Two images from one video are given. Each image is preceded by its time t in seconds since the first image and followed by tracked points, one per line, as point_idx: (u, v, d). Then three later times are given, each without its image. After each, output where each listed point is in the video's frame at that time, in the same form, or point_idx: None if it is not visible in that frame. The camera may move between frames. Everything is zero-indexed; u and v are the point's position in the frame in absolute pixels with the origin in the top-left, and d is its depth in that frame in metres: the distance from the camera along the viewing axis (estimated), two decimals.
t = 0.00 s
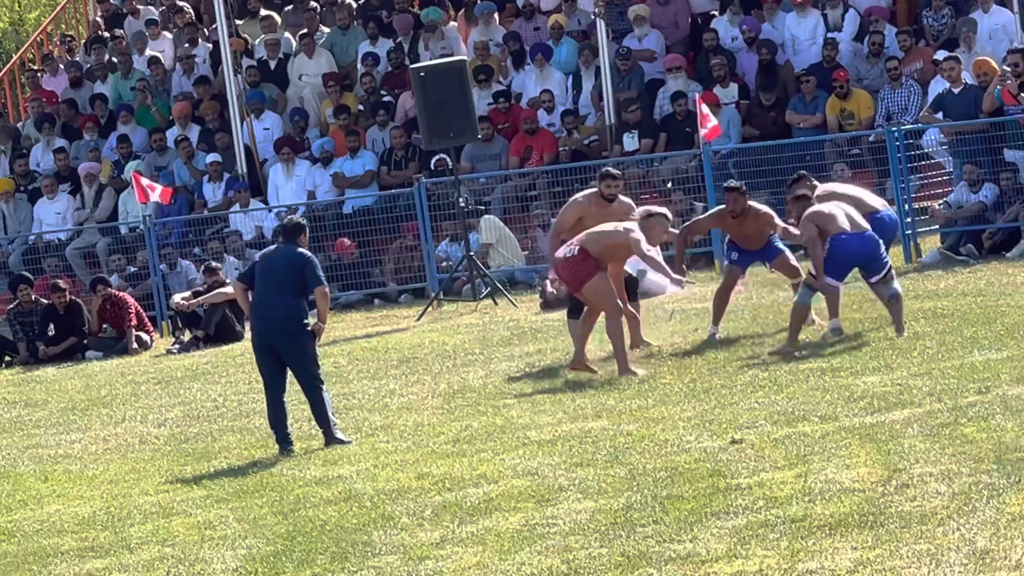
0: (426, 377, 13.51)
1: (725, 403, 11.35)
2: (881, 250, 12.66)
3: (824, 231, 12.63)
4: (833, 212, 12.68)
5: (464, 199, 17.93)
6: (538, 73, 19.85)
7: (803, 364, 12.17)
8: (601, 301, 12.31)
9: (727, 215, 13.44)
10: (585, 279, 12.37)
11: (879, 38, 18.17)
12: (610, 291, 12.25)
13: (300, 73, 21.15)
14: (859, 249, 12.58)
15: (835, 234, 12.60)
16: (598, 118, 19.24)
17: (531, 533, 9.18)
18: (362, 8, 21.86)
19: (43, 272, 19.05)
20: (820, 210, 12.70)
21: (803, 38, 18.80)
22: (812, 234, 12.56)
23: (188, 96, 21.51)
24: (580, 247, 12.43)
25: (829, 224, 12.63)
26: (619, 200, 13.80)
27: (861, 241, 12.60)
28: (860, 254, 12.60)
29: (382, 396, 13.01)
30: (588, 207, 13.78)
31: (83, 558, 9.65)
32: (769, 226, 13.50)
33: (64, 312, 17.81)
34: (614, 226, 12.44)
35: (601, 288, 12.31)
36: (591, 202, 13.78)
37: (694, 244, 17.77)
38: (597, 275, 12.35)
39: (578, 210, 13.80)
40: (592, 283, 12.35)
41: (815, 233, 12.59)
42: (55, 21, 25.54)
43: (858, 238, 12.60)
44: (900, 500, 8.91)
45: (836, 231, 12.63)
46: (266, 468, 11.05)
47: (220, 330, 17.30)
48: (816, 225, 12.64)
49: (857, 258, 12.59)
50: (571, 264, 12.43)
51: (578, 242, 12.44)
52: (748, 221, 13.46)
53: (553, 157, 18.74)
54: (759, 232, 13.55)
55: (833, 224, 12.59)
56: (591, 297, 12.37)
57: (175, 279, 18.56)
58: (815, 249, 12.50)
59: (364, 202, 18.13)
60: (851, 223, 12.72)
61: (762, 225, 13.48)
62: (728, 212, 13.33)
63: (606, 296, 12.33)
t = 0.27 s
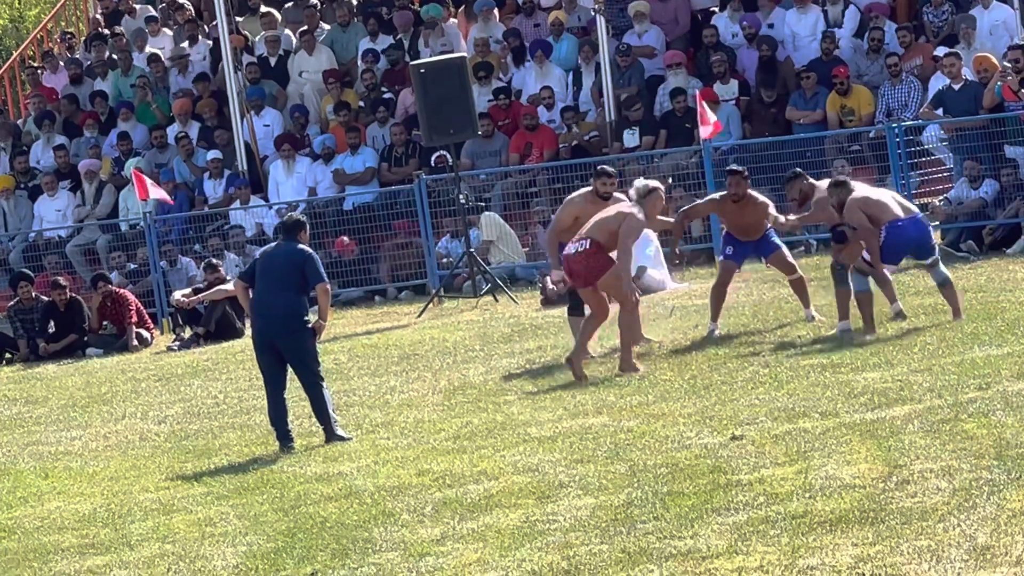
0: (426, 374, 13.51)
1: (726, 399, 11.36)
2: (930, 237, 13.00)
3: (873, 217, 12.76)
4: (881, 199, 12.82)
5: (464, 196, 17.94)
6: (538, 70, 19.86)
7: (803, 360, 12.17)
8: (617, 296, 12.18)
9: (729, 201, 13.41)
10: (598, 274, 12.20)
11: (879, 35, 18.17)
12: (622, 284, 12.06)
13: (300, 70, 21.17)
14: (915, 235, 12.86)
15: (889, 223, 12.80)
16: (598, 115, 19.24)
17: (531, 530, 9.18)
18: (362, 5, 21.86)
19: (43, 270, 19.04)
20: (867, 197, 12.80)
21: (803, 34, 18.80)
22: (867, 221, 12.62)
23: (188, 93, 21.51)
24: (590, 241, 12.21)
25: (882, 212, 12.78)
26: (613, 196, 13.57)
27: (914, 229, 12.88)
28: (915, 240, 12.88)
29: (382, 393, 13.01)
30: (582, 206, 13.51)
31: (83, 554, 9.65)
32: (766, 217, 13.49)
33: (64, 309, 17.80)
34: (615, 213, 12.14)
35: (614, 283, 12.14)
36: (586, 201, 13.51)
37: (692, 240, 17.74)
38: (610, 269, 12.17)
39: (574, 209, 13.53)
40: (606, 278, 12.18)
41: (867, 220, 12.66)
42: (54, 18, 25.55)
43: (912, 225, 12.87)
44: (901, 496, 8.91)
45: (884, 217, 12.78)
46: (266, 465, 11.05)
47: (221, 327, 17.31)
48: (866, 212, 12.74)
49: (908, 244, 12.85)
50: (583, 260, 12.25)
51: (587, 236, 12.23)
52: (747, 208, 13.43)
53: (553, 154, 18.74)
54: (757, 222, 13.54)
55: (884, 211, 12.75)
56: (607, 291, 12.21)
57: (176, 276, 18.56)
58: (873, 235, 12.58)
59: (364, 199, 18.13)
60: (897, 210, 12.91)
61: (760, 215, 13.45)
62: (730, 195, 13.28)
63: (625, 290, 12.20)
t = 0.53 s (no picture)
0: (427, 372, 13.51)
1: (726, 396, 11.36)
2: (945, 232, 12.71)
3: (887, 207, 12.53)
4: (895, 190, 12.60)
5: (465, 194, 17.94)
6: (538, 67, 19.87)
7: (804, 357, 12.16)
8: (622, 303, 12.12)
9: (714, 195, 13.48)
10: (603, 279, 12.11)
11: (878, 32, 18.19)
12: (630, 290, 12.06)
13: (301, 68, 21.20)
14: (929, 227, 12.58)
15: (903, 212, 12.55)
16: (598, 112, 19.25)
17: (532, 527, 9.18)
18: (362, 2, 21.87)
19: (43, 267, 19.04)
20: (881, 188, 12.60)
21: (803, 31, 18.82)
22: (880, 211, 12.43)
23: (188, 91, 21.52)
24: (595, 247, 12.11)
25: (896, 202, 12.55)
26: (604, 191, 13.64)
27: (929, 220, 12.61)
28: (930, 232, 12.60)
29: (383, 390, 13.01)
30: (574, 200, 13.60)
31: (84, 552, 9.65)
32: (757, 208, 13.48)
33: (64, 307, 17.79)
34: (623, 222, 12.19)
35: (623, 289, 12.11)
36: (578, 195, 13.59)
37: (692, 237, 17.72)
38: (618, 274, 12.12)
39: (567, 202, 13.63)
40: (612, 284, 12.12)
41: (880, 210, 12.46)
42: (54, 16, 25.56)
43: (927, 217, 12.60)
44: (901, 494, 8.90)
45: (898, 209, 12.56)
46: (266, 463, 11.05)
47: (221, 325, 17.31)
48: (879, 202, 12.53)
49: (922, 236, 12.55)
50: (589, 267, 12.13)
51: (591, 241, 12.10)
52: (736, 200, 13.45)
53: (553, 151, 18.75)
54: (749, 215, 13.52)
55: (898, 200, 12.52)
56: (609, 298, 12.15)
57: (176, 274, 18.56)
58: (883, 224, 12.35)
59: (365, 196, 18.13)
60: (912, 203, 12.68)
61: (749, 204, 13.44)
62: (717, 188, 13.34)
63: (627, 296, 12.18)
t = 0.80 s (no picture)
0: (428, 370, 13.48)
1: (728, 395, 11.33)
2: (920, 231, 12.86)
3: (861, 210, 12.71)
4: (869, 192, 12.77)
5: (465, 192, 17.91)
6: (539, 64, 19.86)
7: (806, 355, 12.14)
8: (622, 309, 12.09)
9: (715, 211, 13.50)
10: (601, 289, 12.12)
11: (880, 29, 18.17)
12: (628, 296, 12.02)
13: (301, 66, 21.18)
14: (903, 229, 12.75)
15: (876, 215, 12.72)
16: (599, 110, 19.23)
17: (533, 526, 9.15)
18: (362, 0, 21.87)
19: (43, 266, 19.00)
20: (855, 190, 12.78)
21: (804, 28, 18.83)
22: (852, 215, 12.61)
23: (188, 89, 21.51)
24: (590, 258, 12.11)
25: (869, 204, 12.73)
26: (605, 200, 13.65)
27: (903, 221, 12.77)
28: (903, 233, 12.77)
29: (383, 389, 12.98)
30: (576, 211, 13.60)
31: (84, 551, 9.62)
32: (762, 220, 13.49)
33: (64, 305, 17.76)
34: (613, 228, 12.17)
35: (621, 296, 12.09)
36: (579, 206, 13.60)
37: (693, 235, 17.70)
38: (615, 281, 12.11)
39: (568, 213, 13.64)
40: (611, 291, 12.11)
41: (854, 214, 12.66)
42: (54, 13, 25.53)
43: (901, 218, 12.76)
44: (904, 492, 8.88)
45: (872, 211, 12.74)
46: (267, 462, 11.02)
47: (222, 323, 17.28)
48: (853, 205, 12.72)
49: (897, 238, 12.74)
50: (586, 278, 12.14)
51: (584, 254, 12.11)
52: (738, 216, 13.46)
53: (554, 148, 18.73)
54: (754, 227, 13.54)
55: (871, 204, 12.69)
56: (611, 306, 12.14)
57: (176, 272, 18.54)
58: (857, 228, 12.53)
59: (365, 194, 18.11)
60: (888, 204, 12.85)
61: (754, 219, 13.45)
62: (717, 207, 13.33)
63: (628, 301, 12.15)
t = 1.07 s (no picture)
0: (431, 369, 13.47)
1: (731, 393, 11.33)
2: (893, 226, 12.74)
3: (833, 204, 12.60)
4: (842, 187, 12.64)
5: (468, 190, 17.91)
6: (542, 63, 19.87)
7: (808, 354, 12.13)
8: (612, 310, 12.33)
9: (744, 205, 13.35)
10: (589, 291, 12.31)
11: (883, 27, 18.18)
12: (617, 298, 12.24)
13: (303, 64, 21.20)
14: (875, 225, 12.62)
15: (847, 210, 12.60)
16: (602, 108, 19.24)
17: (536, 524, 9.14)
18: None
19: (46, 264, 19.00)
20: (829, 185, 12.65)
21: (807, 27, 18.86)
22: (824, 212, 12.49)
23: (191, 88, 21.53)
24: (577, 259, 12.28)
25: (841, 199, 12.60)
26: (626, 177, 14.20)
27: (875, 217, 12.64)
28: (876, 229, 12.65)
29: (386, 388, 12.96)
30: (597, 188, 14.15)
31: (87, 550, 9.61)
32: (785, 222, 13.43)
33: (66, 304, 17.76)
34: (595, 229, 12.26)
35: (610, 297, 12.29)
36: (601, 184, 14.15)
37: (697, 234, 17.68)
38: (602, 284, 12.28)
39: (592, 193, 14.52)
40: (598, 292, 12.31)
41: (825, 209, 12.54)
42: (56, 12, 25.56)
43: (873, 213, 12.63)
44: (907, 491, 8.87)
45: (844, 205, 12.61)
46: (270, 460, 11.01)
47: (224, 322, 17.29)
48: (825, 200, 12.59)
49: (869, 234, 12.62)
50: (572, 280, 12.32)
51: (571, 257, 12.30)
52: (764, 212, 13.34)
53: (557, 147, 18.72)
54: (776, 228, 13.49)
55: (844, 199, 12.57)
56: (599, 306, 12.35)
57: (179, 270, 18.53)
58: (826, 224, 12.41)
59: (368, 192, 18.11)
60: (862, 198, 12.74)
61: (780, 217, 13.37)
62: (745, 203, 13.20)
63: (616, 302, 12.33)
